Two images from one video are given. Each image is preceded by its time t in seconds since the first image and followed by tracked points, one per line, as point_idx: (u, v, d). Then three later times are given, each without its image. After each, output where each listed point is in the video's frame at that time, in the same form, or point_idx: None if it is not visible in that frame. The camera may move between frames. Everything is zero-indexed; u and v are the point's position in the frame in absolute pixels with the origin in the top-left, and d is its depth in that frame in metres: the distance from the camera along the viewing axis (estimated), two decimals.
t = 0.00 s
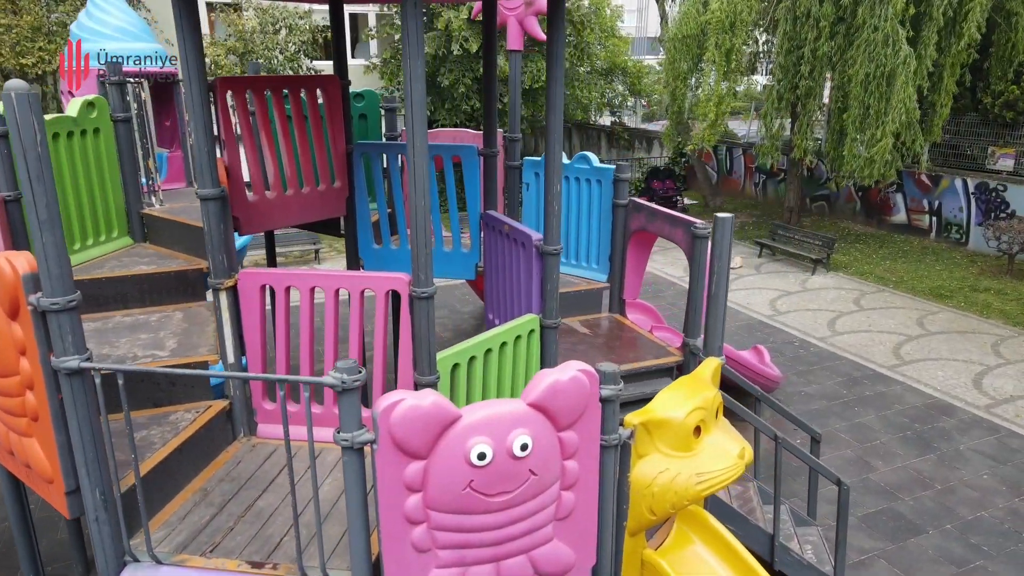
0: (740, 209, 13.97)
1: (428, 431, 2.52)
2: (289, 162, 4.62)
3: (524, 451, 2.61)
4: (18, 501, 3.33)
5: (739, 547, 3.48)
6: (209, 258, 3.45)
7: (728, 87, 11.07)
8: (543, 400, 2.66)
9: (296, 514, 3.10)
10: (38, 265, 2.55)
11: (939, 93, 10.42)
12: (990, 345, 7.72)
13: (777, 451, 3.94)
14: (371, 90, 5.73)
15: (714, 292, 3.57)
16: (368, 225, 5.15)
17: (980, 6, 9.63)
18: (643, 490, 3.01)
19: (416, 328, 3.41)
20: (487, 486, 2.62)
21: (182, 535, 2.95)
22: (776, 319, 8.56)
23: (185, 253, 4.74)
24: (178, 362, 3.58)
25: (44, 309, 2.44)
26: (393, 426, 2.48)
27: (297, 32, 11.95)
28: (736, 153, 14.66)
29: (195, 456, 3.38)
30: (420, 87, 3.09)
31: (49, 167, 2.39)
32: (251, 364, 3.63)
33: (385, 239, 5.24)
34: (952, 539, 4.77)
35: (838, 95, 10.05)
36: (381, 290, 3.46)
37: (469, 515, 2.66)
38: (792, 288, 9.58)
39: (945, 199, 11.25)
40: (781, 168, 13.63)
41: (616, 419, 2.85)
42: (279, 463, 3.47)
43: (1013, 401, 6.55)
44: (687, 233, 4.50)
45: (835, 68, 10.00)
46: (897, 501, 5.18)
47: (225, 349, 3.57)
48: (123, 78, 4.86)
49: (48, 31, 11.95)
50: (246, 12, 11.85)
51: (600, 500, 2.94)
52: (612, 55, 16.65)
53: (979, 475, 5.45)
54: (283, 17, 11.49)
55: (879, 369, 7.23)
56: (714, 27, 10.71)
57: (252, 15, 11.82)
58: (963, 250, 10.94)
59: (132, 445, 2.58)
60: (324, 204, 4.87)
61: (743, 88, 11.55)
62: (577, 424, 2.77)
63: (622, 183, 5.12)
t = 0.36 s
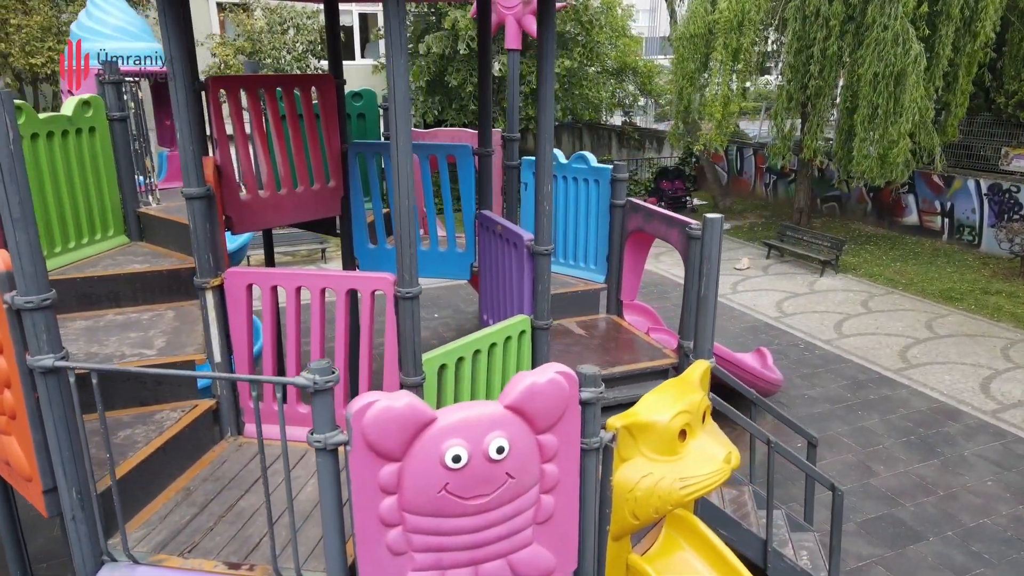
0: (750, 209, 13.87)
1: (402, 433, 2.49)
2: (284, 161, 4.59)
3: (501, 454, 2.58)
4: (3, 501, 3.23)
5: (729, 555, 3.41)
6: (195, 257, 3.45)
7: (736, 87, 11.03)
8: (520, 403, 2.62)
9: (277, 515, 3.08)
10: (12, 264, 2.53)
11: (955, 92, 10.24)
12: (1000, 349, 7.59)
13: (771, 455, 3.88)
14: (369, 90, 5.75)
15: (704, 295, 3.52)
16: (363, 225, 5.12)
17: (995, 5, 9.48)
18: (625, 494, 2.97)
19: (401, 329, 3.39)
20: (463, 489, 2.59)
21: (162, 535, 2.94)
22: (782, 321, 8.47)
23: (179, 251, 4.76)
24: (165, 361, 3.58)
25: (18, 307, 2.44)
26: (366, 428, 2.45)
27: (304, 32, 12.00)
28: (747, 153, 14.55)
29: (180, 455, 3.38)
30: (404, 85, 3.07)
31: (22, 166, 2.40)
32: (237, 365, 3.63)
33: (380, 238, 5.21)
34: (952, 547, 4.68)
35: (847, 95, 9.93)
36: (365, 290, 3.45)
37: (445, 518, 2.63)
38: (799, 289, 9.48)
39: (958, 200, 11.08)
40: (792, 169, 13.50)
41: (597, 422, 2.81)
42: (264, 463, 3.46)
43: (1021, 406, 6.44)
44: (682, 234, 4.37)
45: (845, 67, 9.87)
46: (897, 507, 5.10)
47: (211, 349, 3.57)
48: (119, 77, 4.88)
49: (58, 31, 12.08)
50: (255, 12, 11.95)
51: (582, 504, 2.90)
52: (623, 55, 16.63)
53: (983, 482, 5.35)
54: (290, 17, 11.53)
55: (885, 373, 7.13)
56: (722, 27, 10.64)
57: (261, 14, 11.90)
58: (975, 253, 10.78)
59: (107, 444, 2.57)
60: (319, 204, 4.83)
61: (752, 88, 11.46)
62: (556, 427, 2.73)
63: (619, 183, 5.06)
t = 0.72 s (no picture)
0: (769, 211, 13.68)
1: (377, 438, 2.45)
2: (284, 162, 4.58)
3: (478, 460, 2.53)
4: None
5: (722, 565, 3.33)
6: (186, 258, 3.44)
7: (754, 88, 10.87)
8: (500, 408, 2.58)
9: (260, 517, 3.06)
10: None
11: (981, 93, 9.91)
12: (1021, 356, 7.39)
13: (770, 464, 3.80)
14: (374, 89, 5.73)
15: (699, 299, 3.45)
16: (365, 226, 5.09)
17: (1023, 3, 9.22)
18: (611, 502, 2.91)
19: (390, 331, 3.36)
20: (440, 496, 2.55)
21: (144, 535, 2.94)
22: (796, 325, 8.33)
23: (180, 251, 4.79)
24: (157, 361, 3.58)
25: None
26: (340, 433, 2.42)
27: (321, 32, 12.05)
28: (767, 155, 14.36)
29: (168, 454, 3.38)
30: (390, 85, 3.04)
31: None
32: (228, 366, 3.62)
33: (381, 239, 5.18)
34: (961, 560, 4.55)
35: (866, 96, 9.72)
36: (355, 291, 3.43)
37: (423, 525, 2.59)
38: (815, 293, 9.33)
39: (982, 203, 10.82)
40: (812, 170, 13.30)
41: (581, 429, 2.75)
42: (253, 464, 3.44)
43: None
44: (683, 237, 4.31)
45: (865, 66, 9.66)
46: (906, 517, 4.97)
47: (202, 349, 3.56)
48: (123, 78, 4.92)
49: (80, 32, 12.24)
50: (272, 12, 12.02)
51: (565, 512, 2.85)
52: (643, 55, 16.52)
53: (997, 493, 5.20)
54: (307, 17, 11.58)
55: (900, 379, 6.97)
56: (738, 26, 10.51)
57: (278, 15, 11.97)
58: (999, 257, 10.53)
59: (86, 446, 2.56)
60: (320, 205, 4.80)
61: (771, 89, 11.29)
62: (538, 434, 2.68)
63: (623, 184, 4.99)
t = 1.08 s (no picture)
0: (789, 213, 13.50)
1: (353, 440, 2.44)
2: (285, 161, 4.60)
3: (456, 463, 2.51)
4: None
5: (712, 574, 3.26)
6: (179, 255, 3.45)
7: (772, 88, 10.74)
8: (478, 411, 2.55)
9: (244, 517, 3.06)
10: None
11: (1006, 93, 9.64)
12: None
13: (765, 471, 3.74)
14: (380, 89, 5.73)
15: (691, 303, 3.39)
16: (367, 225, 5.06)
17: None
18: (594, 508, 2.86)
19: (380, 332, 3.35)
20: (416, 498, 2.53)
21: (129, 533, 2.95)
22: (810, 329, 8.20)
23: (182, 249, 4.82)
24: (150, 358, 3.60)
25: None
26: (315, 434, 2.41)
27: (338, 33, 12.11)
28: (787, 155, 14.17)
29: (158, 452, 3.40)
30: (379, 85, 3.02)
31: None
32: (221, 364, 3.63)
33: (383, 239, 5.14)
34: (969, 572, 4.44)
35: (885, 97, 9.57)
36: (344, 291, 3.40)
37: (400, 528, 2.57)
38: (831, 296, 9.18)
39: (1007, 206, 10.57)
40: (833, 171, 13.10)
41: (562, 432, 2.71)
42: (243, 463, 3.45)
43: None
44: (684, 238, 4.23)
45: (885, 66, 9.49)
46: (914, 527, 4.86)
47: (195, 346, 3.57)
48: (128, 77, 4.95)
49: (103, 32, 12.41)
50: (291, 13, 12.10)
51: (548, 516, 2.81)
52: (662, 55, 16.41)
53: (1009, 504, 5.06)
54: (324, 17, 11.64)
55: (915, 385, 6.83)
56: (755, 26, 10.40)
57: (296, 15, 12.05)
58: None
59: (66, 443, 2.57)
60: (322, 204, 4.84)
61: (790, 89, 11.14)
62: (518, 438, 2.65)
63: (627, 185, 4.91)
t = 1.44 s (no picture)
0: (809, 215, 13.30)
1: (323, 441, 2.42)
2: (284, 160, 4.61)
3: (428, 466, 2.49)
4: None
5: None
6: (170, 254, 3.48)
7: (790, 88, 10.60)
8: (451, 414, 2.53)
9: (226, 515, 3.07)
10: None
11: None
12: None
13: (758, 477, 3.71)
14: (385, 89, 5.71)
15: (682, 307, 3.33)
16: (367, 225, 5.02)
17: None
18: (574, 513, 2.83)
19: (366, 332, 3.34)
20: (389, 500, 2.52)
21: (112, 530, 2.97)
22: (824, 333, 8.06)
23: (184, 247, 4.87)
24: (142, 355, 3.64)
25: None
26: (285, 435, 2.40)
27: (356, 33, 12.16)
28: (809, 157, 13.98)
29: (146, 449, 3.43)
30: (364, 84, 3.01)
31: None
32: (212, 361, 3.64)
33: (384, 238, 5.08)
34: None
35: (906, 97, 9.38)
36: (332, 292, 3.42)
37: (373, 530, 2.55)
38: (847, 300, 9.03)
39: None
40: (855, 173, 12.89)
41: (540, 436, 2.68)
42: (230, 461, 3.46)
43: None
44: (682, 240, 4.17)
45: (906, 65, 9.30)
46: (919, 538, 4.74)
47: (187, 344, 3.60)
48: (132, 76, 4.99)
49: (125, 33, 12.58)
50: (309, 13, 12.17)
51: (526, 520, 2.79)
52: (683, 54, 16.27)
53: (1020, 515, 4.93)
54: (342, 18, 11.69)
55: (928, 392, 6.68)
56: (773, 25, 10.27)
57: (315, 16, 12.12)
58: None
59: (45, 439, 2.59)
60: (322, 203, 4.85)
61: (810, 89, 10.98)
62: (494, 441, 2.62)
63: (629, 186, 4.87)
